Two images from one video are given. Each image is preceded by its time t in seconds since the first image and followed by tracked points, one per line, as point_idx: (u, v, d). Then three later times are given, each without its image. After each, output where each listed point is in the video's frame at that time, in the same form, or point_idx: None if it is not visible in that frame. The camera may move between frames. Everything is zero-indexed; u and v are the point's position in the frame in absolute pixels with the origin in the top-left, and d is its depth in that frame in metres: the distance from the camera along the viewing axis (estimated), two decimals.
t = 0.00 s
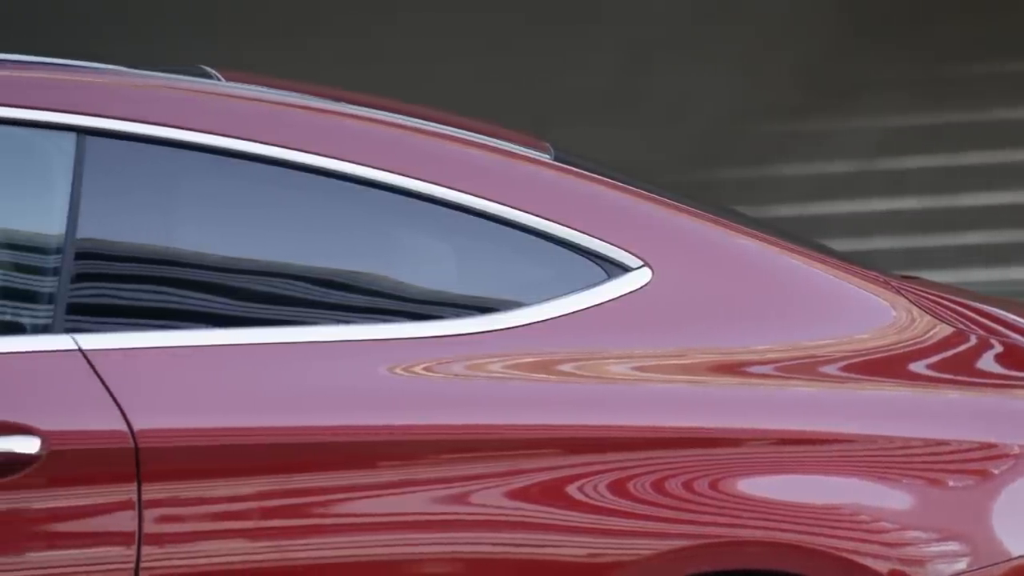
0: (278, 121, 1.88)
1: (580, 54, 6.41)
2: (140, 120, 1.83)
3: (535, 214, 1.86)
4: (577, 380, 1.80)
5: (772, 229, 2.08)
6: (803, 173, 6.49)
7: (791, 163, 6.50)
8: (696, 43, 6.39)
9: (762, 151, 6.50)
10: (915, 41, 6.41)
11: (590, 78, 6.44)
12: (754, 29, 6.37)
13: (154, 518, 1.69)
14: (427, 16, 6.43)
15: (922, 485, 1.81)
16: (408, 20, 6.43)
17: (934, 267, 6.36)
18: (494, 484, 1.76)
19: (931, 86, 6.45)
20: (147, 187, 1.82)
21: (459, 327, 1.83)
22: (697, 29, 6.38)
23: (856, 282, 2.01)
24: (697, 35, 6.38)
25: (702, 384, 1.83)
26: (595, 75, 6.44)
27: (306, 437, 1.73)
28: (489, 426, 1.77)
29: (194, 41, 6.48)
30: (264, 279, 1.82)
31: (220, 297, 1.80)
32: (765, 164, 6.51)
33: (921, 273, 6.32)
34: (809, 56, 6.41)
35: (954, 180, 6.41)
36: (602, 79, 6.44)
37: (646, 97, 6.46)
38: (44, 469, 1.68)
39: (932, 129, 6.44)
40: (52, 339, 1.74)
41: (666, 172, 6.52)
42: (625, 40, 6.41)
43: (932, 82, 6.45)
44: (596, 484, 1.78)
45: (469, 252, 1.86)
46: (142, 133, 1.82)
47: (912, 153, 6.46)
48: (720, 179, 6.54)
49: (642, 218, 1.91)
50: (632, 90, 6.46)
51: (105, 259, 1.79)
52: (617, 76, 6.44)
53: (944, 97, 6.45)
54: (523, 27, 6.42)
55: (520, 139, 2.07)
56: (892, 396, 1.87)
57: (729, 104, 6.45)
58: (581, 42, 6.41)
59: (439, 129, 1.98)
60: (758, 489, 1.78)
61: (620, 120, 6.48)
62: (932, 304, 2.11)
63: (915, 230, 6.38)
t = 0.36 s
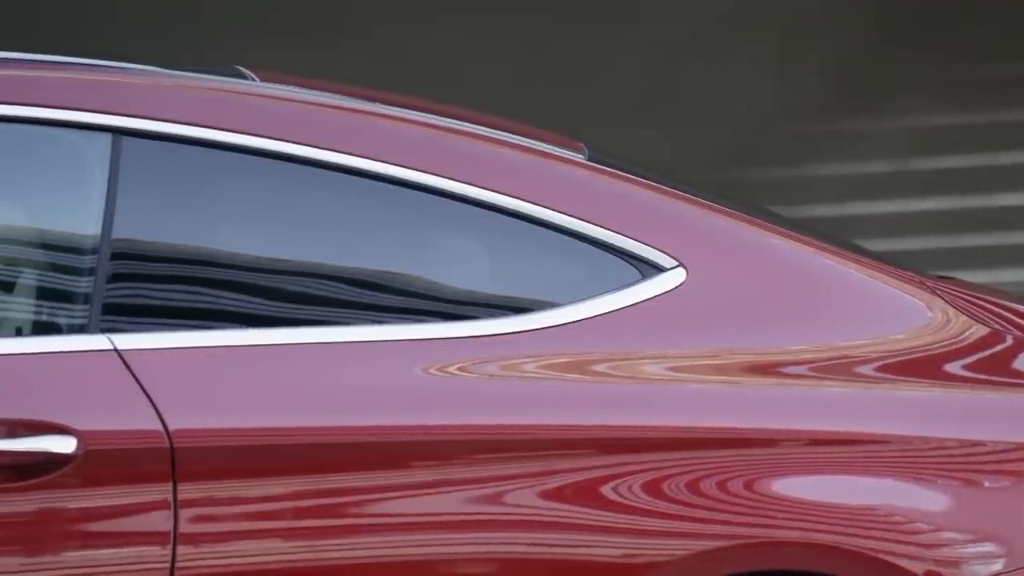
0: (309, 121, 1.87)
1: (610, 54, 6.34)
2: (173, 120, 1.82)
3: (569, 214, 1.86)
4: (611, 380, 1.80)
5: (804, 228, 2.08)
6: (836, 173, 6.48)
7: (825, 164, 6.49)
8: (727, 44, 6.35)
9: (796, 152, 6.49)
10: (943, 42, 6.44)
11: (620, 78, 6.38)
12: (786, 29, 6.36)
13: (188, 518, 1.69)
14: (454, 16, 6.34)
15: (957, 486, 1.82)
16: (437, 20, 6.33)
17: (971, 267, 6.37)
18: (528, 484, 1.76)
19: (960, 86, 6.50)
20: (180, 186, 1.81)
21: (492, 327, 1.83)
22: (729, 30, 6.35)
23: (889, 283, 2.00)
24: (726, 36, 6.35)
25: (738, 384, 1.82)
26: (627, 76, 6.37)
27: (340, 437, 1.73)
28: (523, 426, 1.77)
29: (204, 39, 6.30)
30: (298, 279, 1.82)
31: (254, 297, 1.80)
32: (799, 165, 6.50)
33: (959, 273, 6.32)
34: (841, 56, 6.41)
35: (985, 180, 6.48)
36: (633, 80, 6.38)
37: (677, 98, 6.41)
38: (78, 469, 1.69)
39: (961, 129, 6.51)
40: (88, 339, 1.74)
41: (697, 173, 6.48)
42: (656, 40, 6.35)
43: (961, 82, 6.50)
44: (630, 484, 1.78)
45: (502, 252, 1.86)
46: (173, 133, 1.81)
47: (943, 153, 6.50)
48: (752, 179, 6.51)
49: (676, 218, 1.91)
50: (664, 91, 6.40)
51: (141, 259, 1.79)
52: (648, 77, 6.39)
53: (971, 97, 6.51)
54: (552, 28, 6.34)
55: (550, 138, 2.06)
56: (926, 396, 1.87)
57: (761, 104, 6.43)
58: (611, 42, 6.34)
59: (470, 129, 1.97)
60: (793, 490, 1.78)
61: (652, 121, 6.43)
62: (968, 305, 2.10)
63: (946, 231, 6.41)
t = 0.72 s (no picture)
0: (342, 121, 1.87)
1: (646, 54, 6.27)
2: (208, 120, 1.82)
3: (605, 215, 1.86)
4: (648, 381, 1.80)
5: (839, 228, 2.07)
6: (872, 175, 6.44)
7: (863, 164, 6.46)
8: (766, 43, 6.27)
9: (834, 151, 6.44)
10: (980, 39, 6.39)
11: (657, 78, 6.31)
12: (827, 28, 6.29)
13: (226, 518, 1.70)
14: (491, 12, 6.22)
15: (995, 487, 1.82)
16: (469, 19, 6.22)
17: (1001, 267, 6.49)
18: (565, 484, 1.76)
19: (1000, 86, 6.46)
20: (215, 186, 1.81)
21: (528, 327, 1.83)
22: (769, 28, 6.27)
23: (925, 283, 2.00)
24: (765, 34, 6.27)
25: (774, 385, 1.82)
26: (665, 76, 6.31)
27: (377, 437, 1.73)
28: (560, 427, 1.77)
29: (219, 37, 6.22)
30: (332, 279, 1.82)
31: (289, 297, 1.81)
32: (837, 165, 6.47)
33: (988, 273, 6.44)
34: (881, 54, 6.34)
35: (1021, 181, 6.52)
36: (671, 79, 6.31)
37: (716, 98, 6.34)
38: (116, 469, 1.69)
39: (999, 129, 6.50)
40: (126, 339, 1.75)
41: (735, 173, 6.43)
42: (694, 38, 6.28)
43: (1001, 82, 6.46)
44: (667, 485, 1.78)
45: (538, 253, 1.86)
46: (208, 133, 1.81)
47: (980, 153, 6.51)
48: (788, 180, 6.48)
49: (711, 218, 1.91)
50: (702, 89, 6.33)
51: (177, 259, 1.79)
52: (686, 76, 6.32)
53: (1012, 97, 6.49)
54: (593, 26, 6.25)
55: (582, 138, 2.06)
56: (964, 397, 1.87)
57: (801, 103, 6.35)
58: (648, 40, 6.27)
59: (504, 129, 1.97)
60: (830, 491, 1.78)
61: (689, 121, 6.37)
62: (1006, 305, 2.10)
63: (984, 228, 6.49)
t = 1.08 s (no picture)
0: (376, 121, 1.87)
1: (686, 53, 6.37)
2: (244, 121, 1.82)
3: (640, 215, 1.86)
4: (684, 381, 1.80)
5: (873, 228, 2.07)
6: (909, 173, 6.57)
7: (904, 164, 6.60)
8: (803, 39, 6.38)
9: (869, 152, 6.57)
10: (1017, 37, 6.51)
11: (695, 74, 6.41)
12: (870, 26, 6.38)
13: (262, 518, 1.70)
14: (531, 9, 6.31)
15: None
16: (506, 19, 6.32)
17: None
18: (601, 485, 1.76)
19: None
20: (250, 186, 1.82)
21: (564, 327, 1.83)
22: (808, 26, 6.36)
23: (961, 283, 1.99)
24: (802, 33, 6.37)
25: (810, 386, 1.82)
26: (700, 77, 6.41)
27: (412, 436, 1.73)
28: (595, 427, 1.77)
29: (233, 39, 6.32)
30: (367, 279, 1.83)
31: (323, 297, 1.81)
32: (876, 164, 6.58)
33: None
34: (920, 49, 6.45)
35: None
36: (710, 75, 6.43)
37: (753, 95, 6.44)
38: (152, 469, 1.69)
39: None
40: (162, 339, 1.75)
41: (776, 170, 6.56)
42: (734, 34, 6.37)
43: None
44: (703, 485, 1.77)
45: (573, 253, 1.86)
46: (242, 133, 1.81)
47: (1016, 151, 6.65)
48: (823, 180, 6.60)
49: (745, 218, 1.91)
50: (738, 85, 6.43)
51: (212, 259, 1.79)
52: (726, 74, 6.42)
53: None
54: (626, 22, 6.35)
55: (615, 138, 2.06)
56: (1000, 397, 1.87)
57: (840, 102, 6.48)
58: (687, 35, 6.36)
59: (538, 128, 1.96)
60: (866, 491, 1.77)
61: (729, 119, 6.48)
62: None
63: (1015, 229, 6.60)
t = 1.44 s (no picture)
0: (414, 121, 1.87)
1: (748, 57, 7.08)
2: (283, 121, 1.82)
3: (677, 215, 1.86)
4: (722, 382, 1.80)
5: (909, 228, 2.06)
6: (940, 172, 6.98)
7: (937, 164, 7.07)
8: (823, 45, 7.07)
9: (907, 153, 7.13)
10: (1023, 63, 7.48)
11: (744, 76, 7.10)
12: (897, 30, 7.04)
13: (301, 517, 1.70)
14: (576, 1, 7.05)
15: None
16: (540, 21, 7.07)
17: None
18: (637, 485, 1.76)
19: None
20: (289, 186, 1.82)
21: (601, 328, 1.83)
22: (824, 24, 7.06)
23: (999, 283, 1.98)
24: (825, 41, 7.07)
25: (849, 386, 1.81)
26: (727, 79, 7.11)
27: (450, 436, 1.73)
28: (633, 428, 1.77)
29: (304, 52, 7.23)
30: (405, 279, 1.83)
31: (361, 297, 1.81)
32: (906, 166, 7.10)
33: None
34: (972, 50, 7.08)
35: None
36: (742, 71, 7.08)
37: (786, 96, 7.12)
38: (191, 468, 1.70)
39: None
40: (200, 339, 1.76)
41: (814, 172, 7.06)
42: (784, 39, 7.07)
43: None
44: (739, 487, 1.77)
45: (610, 253, 1.86)
46: (281, 133, 1.82)
47: None
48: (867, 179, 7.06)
49: (782, 219, 1.90)
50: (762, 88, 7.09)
51: (251, 259, 1.80)
52: (762, 76, 7.10)
53: None
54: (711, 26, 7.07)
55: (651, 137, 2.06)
56: None
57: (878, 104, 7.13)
58: None
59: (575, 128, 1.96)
60: (905, 493, 1.77)
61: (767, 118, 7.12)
62: None
63: None
